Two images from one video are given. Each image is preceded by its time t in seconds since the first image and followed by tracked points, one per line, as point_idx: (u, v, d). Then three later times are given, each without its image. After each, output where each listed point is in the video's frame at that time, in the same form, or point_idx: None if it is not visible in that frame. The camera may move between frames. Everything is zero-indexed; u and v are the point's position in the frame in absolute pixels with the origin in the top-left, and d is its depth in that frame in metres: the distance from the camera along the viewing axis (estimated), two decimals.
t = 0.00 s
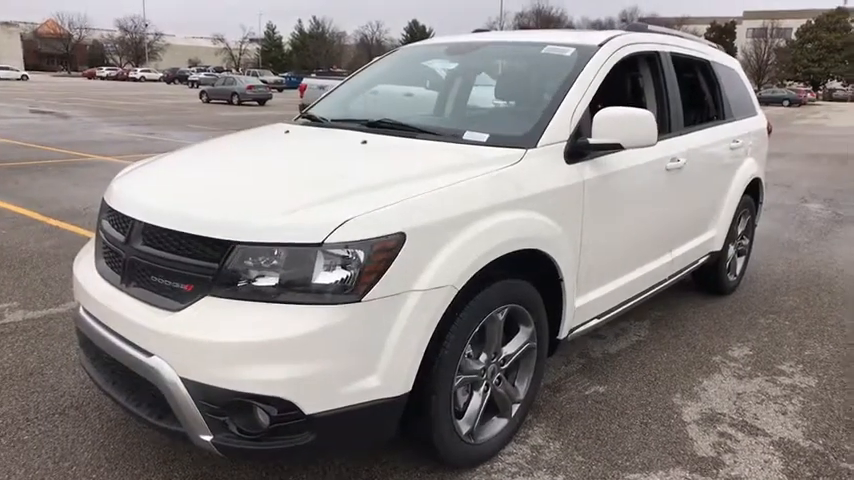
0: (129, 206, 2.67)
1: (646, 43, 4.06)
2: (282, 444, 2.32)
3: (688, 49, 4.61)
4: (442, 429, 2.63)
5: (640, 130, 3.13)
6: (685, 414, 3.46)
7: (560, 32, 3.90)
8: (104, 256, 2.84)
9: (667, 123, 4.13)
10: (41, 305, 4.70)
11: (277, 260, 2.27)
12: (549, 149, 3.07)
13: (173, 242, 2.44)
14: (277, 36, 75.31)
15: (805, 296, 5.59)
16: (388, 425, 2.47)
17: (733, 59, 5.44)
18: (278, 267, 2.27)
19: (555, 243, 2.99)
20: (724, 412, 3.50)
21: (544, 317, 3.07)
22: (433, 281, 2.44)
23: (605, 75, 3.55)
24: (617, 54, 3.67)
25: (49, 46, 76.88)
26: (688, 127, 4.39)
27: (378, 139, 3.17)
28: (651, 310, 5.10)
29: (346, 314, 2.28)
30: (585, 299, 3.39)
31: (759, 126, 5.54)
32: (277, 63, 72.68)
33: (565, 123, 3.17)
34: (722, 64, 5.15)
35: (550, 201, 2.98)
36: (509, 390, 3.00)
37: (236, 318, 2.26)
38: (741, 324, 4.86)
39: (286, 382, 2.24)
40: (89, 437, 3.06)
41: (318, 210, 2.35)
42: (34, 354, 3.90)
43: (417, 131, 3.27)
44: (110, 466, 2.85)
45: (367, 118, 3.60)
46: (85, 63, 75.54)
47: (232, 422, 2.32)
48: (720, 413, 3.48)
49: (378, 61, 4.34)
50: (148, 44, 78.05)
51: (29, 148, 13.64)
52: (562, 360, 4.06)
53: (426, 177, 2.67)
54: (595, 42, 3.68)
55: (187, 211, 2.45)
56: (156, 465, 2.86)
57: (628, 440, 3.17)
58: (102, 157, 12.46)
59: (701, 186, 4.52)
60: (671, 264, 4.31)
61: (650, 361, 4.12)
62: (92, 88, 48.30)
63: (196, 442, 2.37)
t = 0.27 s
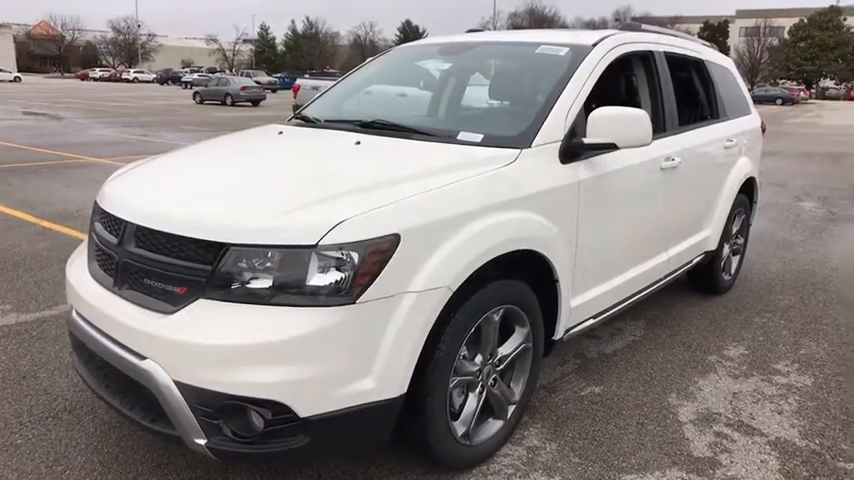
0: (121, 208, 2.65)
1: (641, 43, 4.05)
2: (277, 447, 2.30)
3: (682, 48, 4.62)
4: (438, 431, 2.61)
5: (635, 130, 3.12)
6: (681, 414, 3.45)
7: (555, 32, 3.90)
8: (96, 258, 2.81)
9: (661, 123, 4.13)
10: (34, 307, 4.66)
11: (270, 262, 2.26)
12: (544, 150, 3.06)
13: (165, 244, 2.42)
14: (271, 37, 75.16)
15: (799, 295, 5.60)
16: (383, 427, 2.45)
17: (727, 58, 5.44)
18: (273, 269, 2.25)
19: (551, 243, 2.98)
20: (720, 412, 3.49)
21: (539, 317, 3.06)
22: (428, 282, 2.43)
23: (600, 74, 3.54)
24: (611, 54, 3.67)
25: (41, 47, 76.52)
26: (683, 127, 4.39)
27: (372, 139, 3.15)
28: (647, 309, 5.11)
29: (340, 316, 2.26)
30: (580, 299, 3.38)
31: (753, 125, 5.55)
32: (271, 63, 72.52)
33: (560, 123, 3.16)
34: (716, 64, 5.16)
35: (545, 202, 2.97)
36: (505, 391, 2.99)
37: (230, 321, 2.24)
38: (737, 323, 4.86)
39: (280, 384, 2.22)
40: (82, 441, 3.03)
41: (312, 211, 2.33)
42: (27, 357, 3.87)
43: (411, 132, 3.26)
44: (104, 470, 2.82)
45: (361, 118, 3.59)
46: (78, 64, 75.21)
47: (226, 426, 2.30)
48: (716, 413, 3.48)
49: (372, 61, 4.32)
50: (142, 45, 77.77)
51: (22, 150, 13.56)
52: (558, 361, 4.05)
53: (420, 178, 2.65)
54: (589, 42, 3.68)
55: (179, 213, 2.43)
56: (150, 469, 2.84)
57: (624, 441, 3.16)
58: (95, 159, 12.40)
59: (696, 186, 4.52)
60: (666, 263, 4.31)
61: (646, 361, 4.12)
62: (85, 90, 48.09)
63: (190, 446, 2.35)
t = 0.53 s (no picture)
0: (119, 209, 2.64)
1: (639, 43, 4.05)
2: (273, 448, 2.29)
3: (680, 48, 4.62)
4: (436, 431, 2.61)
5: (634, 130, 3.12)
6: (681, 414, 3.45)
7: (553, 32, 3.89)
8: (94, 259, 2.80)
9: (660, 123, 4.13)
10: (32, 309, 4.65)
11: (268, 262, 2.25)
12: (542, 150, 3.06)
13: (163, 245, 2.41)
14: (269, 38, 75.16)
15: (798, 295, 5.60)
16: (382, 428, 2.45)
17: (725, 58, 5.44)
18: (270, 270, 2.24)
19: (549, 243, 2.97)
20: (719, 412, 3.49)
21: (538, 318, 3.05)
22: (427, 282, 2.42)
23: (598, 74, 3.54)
24: (610, 54, 3.66)
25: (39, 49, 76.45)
26: (681, 127, 4.39)
27: (370, 140, 3.15)
28: (645, 309, 5.10)
29: (339, 316, 2.25)
30: (579, 300, 3.38)
31: (751, 125, 5.55)
32: (269, 64, 72.50)
33: (558, 123, 3.15)
34: (715, 64, 5.16)
35: (544, 202, 2.97)
36: (504, 392, 2.98)
37: (228, 322, 2.23)
38: (735, 323, 4.86)
39: (278, 385, 2.21)
40: (80, 442, 3.02)
41: (311, 212, 2.33)
42: (25, 358, 3.86)
43: (409, 132, 3.25)
44: (103, 472, 2.81)
45: (359, 119, 3.58)
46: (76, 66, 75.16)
47: (225, 427, 2.30)
48: (715, 413, 3.48)
49: (370, 62, 4.32)
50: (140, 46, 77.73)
51: (20, 151, 13.54)
52: (557, 361, 4.05)
53: (419, 178, 2.65)
54: (587, 42, 3.67)
55: (177, 214, 2.42)
56: (148, 470, 2.83)
57: (623, 441, 3.16)
58: (93, 160, 12.38)
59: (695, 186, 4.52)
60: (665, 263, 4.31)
61: (645, 361, 4.12)
62: (83, 91, 48.04)
63: (188, 447, 2.34)
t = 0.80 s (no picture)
0: (119, 209, 2.64)
1: (639, 41, 4.04)
2: (273, 447, 2.29)
3: (680, 47, 4.61)
4: (436, 430, 2.60)
5: (634, 129, 3.12)
6: (681, 413, 3.45)
7: (553, 30, 3.89)
8: (94, 259, 2.80)
9: (660, 121, 4.12)
10: (32, 309, 4.65)
11: (268, 262, 2.25)
12: (542, 148, 3.05)
13: (163, 244, 2.41)
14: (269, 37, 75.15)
15: (799, 294, 5.60)
16: (382, 427, 2.44)
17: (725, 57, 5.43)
18: (271, 269, 2.24)
19: (549, 242, 2.97)
20: (719, 411, 3.49)
21: (538, 317, 3.05)
22: (427, 282, 2.42)
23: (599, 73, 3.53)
24: (610, 53, 3.66)
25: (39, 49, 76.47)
26: (681, 126, 4.38)
27: (370, 139, 3.15)
28: (645, 308, 5.10)
29: (339, 315, 2.25)
30: (579, 298, 3.38)
31: (752, 124, 5.54)
32: (270, 64, 72.48)
33: (558, 122, 3.15)
34: (715, 62, 5.15)
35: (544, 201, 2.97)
36: (504, 391, 2.98)
37: (228, 321, 2.23)
38: (736, 322, 4.86)
39: (278, 385, 2.21)
40: (81, 441, 3.02)
41: (311, 211, 2.33)
42: (26, 358, 3.86)
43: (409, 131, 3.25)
44: (103, 471, 2.82)
45: (359, 118, 3.58)
46: (76, 65, 75.17)
47: (225, 426, 2.30)
48: (716, 412, 3.48)
49: (370, 61, 4.32)
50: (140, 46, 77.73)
51: (21, 151, 13.54)
52: (557, 360, 4.05)
53: (418, 177, 2.65)
54: (587, 40, 3.67)
55: (177, 214, 2.42)
56: (149, 469, 2.83)
57: (623, 440, 3.15)
58: (93, 160, 12.38)
59: (695, 185, 4.52)
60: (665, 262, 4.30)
61: (645, 360, 4.11)
62: (83, 91, 48.04)
63: (189, 446, 2.34)
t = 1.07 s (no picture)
0: (120, 208, 2.64)
1: (640, 39, 4.04)
2: (276, 446, 2.29)
3: (682, 44, 4.60)
4: (438, 428, 2.61)
5: (635, 127, 3.11)
6: (683, 412, 3.44)
7: (554, 29, 3.89)
8: (96, 258, 2.80)
9: (661, 119, 4.12)
10: (34, 308, 4.65)
11: (269, 261, 2.25)
12: (543, 147, 3.05)
13: (165, 243, 2.41)
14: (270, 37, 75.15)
15: (801, 292, 5.59)
16: (383, 426, 2.44)
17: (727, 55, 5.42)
18: (272, 268, 2.24)
19: (551, 240, 2.97)
20: (721, 409, 3.49)
21: (539, 316, 3.05)
22: (428, 280, 2.42)
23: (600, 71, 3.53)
24: (611, 51, 3.65)
25: (40, 48, 76.53)
26: (683, 124, 4.37)
27: (371, 137, 3.15)
28: (647, 307, 5.10)
29: (340, 314, 2.25)
30: (580, 297, 3.38)
31: (754, 122, 5.53)
32: (271, 63, 72.48)
33: (559, 120, 3.15)
34: (717, 60, 5.14)
35: (545, 199, 2.96)
36: (506, 389, 2.98)
37: (229, 319, 2.23)
38: (738, 320, 4.85)
39: (279, 384, 2.21)
40: (83, 440, 3.03)
41: (312, 210, 2.33)
42: (28, 357, 3.86)
43: (410, 130, 3.25)
44: (105, 470, 2.82)
45: (360, 117, 3.58)
46: (77, 65, 75.22)
47: (226, 425, 2.30)
48: (717, 411, 3.48)
49: (371, 60, 4.31)
50: (141, 45, 77.75)
51: (22, 151, 13.55)
52: (558, 359, 4.04)
53: (419, 176, 2.64)
54: (588, 38, 3.66)
55: (178, 213, 2.42)
56: (151, 468, 2.83)
57: (625, 439, 3.15)
58: (95, 159, 12.39)
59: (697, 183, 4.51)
60: (667, 260, 4.30)
61: (647, 359, 4.11)
62: (84, 90, 48.07)
63: (190, 445, 2.34)
